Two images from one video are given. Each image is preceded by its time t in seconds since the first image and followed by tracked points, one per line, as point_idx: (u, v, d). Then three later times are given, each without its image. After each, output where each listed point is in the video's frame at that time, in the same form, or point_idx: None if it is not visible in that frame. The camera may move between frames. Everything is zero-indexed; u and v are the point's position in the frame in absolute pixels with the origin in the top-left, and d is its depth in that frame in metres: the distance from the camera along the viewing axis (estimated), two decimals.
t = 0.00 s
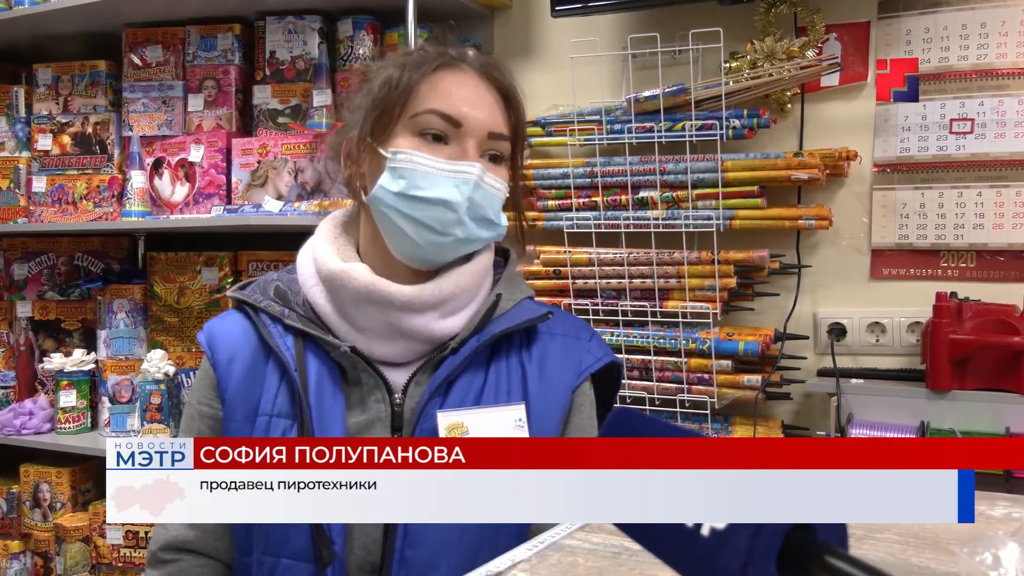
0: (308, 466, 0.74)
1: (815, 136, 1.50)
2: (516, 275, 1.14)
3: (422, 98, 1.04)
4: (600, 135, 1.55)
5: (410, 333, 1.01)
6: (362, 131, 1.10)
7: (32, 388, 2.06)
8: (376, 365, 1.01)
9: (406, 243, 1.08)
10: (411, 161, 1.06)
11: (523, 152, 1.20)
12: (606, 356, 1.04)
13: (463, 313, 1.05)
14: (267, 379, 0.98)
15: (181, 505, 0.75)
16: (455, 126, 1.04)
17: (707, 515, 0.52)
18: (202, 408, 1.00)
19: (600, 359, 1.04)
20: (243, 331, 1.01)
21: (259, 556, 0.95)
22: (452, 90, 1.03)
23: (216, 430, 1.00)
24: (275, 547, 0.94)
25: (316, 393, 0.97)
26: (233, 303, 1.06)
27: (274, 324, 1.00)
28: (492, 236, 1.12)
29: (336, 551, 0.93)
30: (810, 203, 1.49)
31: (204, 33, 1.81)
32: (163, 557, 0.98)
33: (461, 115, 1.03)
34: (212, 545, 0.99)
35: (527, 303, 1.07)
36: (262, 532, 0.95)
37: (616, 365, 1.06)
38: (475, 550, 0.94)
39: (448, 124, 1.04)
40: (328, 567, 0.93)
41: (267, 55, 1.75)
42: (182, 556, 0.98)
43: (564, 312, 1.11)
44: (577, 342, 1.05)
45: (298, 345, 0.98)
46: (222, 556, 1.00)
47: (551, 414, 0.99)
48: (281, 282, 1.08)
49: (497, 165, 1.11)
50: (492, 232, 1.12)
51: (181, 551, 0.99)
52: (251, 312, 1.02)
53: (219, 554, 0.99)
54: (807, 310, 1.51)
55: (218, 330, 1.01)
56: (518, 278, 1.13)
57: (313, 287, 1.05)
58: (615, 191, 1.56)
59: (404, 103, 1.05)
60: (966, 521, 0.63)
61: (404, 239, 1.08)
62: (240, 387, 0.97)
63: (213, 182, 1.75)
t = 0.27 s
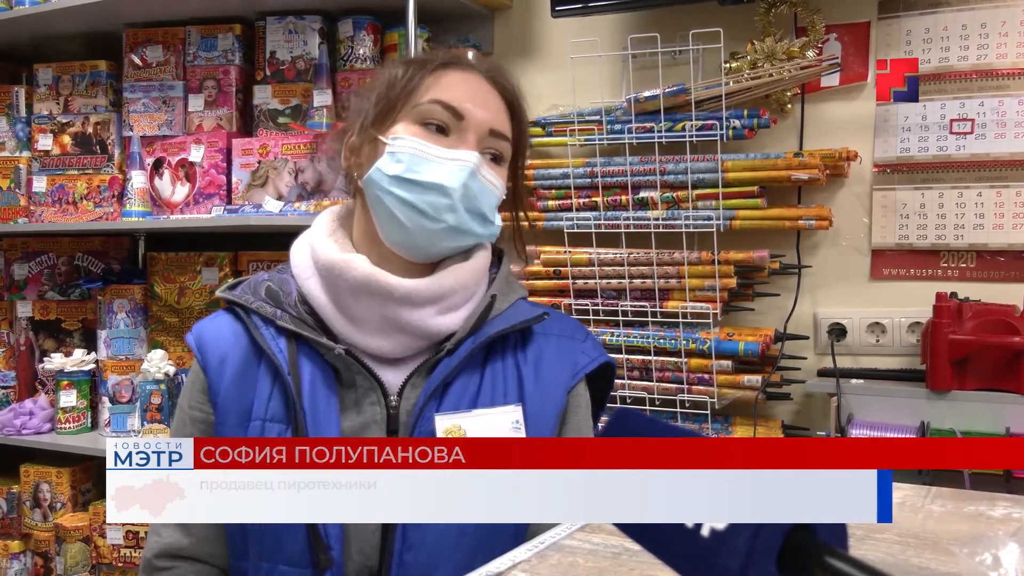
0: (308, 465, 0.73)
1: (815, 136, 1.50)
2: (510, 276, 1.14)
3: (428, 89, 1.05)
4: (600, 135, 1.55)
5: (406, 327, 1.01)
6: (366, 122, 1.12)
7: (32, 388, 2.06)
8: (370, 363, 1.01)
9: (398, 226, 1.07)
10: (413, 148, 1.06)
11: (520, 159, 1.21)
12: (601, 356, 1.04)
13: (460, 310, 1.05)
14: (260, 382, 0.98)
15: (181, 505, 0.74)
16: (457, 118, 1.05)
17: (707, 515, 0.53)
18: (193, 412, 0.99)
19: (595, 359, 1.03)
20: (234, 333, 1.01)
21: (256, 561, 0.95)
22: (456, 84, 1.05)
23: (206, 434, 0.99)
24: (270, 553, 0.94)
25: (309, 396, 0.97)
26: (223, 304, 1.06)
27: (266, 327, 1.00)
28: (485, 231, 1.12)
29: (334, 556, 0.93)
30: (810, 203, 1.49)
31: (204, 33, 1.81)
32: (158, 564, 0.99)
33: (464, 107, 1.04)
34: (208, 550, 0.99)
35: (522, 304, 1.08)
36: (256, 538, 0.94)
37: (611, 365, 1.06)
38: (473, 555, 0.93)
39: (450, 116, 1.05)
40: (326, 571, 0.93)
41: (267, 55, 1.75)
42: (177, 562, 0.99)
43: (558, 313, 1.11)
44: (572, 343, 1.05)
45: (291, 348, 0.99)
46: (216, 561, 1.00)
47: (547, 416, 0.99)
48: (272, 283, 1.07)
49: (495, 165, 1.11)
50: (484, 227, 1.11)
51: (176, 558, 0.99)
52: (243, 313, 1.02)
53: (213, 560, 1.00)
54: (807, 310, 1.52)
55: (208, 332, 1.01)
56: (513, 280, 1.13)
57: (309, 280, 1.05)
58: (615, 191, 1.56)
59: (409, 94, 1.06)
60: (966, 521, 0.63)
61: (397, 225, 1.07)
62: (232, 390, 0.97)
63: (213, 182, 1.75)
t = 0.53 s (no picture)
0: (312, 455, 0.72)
1: (815, 136, 1.50)
2: (505, 278, 1.14)
3: (416, 94, 1.06)
4: (601, 135, 1.55)
5: (400, 331, 1.01)
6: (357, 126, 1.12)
7: (32, 388, 2.06)
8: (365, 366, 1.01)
9: (389, 235, 1.06)
10: (400, 154, 1.06)
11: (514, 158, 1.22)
12: (597, 356, 1.04)
13: (454, 312, 1.05)
14: (255, 384, 0.98)
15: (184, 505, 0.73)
16: (446, 122, 1.05)
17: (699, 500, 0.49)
18: (191, 414, 1.01)
19: (592, 359, 1.03)
20: (231, 335, 1.02)
21: (252, 563, 0.96)
22: (445, 87, 1.05)
23: (205, 436, 1.00)
24: (265, 554, 0.95)
25: (303, 398, 0.97)
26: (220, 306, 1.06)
27: (261, 329, 1.00)
28: (478, 237, 1.10)
29: (327, 558, 0.92)
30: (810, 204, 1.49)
31: (205, 33, 1.81)
32: (156, 564, 0.99)
33: (452, 111, 1.04)
34: (205, 552, 1.00)
35: (517, 304, 1.08)
36: (253, 537, 0.95)
37: (607, 365, 1.06)
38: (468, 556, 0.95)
39: (439, 121, 1.05)
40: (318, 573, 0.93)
41: (268, 56, 1.75)
42: (175, 563, 0.99)
43: (554, 314, 1.11)
44: (569, 343, 1.05)
45: (285, 350, 0.99)
46: (214, 563, 1.01)
47: (542, 417, 0.99)
48: (268, 285, 1.09)
49: (486, 168, 1.11)
50: (477, 233, 1.10)
51: (175, 558, 0.99)
52: (239, 315, 1.03)
53: (212, 560, 1.00)
54: (807, 310, 1.52)
55: (206, 334, 1.02)
56: (508, 280, 1.13)
57: (304, 284, 1.06)
58: (615, 191, 1.56)
59: (398, 98, 1.07)
60: (965, 521, 0.61)
61: (386, 232, 1.06)
62: (228, 392, 0.98)
63: (214, 182, 1.75)
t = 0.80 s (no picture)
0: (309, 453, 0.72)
1: (815, 136, 1.50)
2: (504, 278, 1.14)
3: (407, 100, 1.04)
4: (601, 136, 1.55)
5: (398, 334, 1.01)
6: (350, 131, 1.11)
7: (32, 388, 2.06)
8: (364, 367, 1.01)
9: (382, 244, 1.06)
10: (392, 163, 1.05)
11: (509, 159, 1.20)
12: (594, 356, 1.04)
13: (452, 313, 1.05)
14: (255, 383, 0.98)
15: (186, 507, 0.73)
16: (437, 129, 1.04)
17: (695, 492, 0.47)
18: (191, 414, 1.01)
19: (589, 359, 1.03)
20: (231, 335, 1.02)
21: (251, 561, 0.96)
22: (437, 93, 1.03)
23: (205, 436, 1.01)
24: (264, 551, 0.95)
25: (303, 397, 0.97)
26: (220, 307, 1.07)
27: (260, 328, 1.00)
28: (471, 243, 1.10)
29: (327, 554, 0.92)
30: (810, 204, 1.49)
31: (205, 33, 1.81)
32: (155, 564, 0.98)
33: (443, 118, 1.03)
34: (205, 551, 1.01)
35: (515, 304, 1.08)
36: (252, 534, 0.95)
37: (604, 365, 1.06)
38: (466, 556, 0.95)
39: (430, 128, 1.03)
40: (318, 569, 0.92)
41: (269, 56, 1.75)
42: (175, 562, 0.99)
43: (551, 314, 1.11)
44: (566, 343, 1.05)
45: (285, 348, 0.99)
46: (215, 562, 1.02)
47: (540, 416, 0.99)
48: (268, 286, 1.09)
49: (479, 172, 1.10)
50: (471, 239, 1.10)
51: (174, 557, 0.99)
52: (239, 316, 1.02)
53: (212, 560, 1.01)
54: (807, 311, 1.52)
55: (206, 335, 1.02)
56: (507, 280, 1.13)
57: (302, 288, 1.05)
58: (615, 191, 1.56)
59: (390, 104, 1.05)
60: (965, 522, 0.61)
61: (380, 241, 1.06)
62: (228, 391, 0.98)
63: (214, 182, 1.75)
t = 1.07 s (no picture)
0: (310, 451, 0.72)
1: (815, 137, 1.50)
2: (506, 280, 1.14)
3: (391, 121, 1.02)
4: (601, 136, 1.55)
5: (399, 340, 1.01)
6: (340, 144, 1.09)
7: (32, 388, 2.06)
8: (367, 368, 1.01)
9: (372, 265, 1.07)
10: (377, 189, 1.03)
11: (510, 161, 1.16)
12: (595, 358, 1.04)
13: (453, 318, 1.05)
14: (259, 382, 0.98)
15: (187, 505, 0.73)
16: (424, 150, 1.01)
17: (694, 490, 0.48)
18: (196, 412, 1.00)
19: (590, 361, 1.03)
20: (236, 335, 1.02)
21: (253, 557, 0.95)
22: (423, 113, 1.00)
23: (208, 434, 1.00)
24: (266, 547, 0.94)
25: (307, 394, 0.97)
26: (225, 308, 1.07)
27: (265, 327, 1.01)
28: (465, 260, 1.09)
29: (329, 549, 0.92)
30: (810, 205, 1.49)
31: (205, 33, 1.81)
32: (158, 562, 0.98)
33: (427, 140, 1.00)
34: (207, 549, 1.00)
35: (517, 306, 1.08)
36: (254, 530, 0.95)
37: (605, 368, 1.06)
38: (466, 553, 0.95)
39: (416, 149, 1.01)
40: (320, 564, 0.92)
41: (269, 56, 1.75)
42: (177, 560, 0.99)
43: (553, 316, 1.11)
44: (567, 345, 1.05)
45: (289, 347, 0.99)
46: (217, 561, 1.02)
47: (541, 416, 0.99)
48: (273, 286, 1.09)
49: (471, 187, 1.07)
50: (463, 256, 1.08)
51: (176, 555, 0.99)
52: (243, 317, 1.03)
53: (214, 558, 1.01)
54: (807, 311, 1.52)
55: (210, 335, 1.02)
56: (509, 282, 1.13)
57: (303, 294, 1.05)
58: (615, 192, 1.56)
59: (375, 123, 1.03)
60: (964, 522, 0.61)
61: (371, 262, 1.07)
62: (232, 390, 0.98)
63: (214, 182, 1.75)
